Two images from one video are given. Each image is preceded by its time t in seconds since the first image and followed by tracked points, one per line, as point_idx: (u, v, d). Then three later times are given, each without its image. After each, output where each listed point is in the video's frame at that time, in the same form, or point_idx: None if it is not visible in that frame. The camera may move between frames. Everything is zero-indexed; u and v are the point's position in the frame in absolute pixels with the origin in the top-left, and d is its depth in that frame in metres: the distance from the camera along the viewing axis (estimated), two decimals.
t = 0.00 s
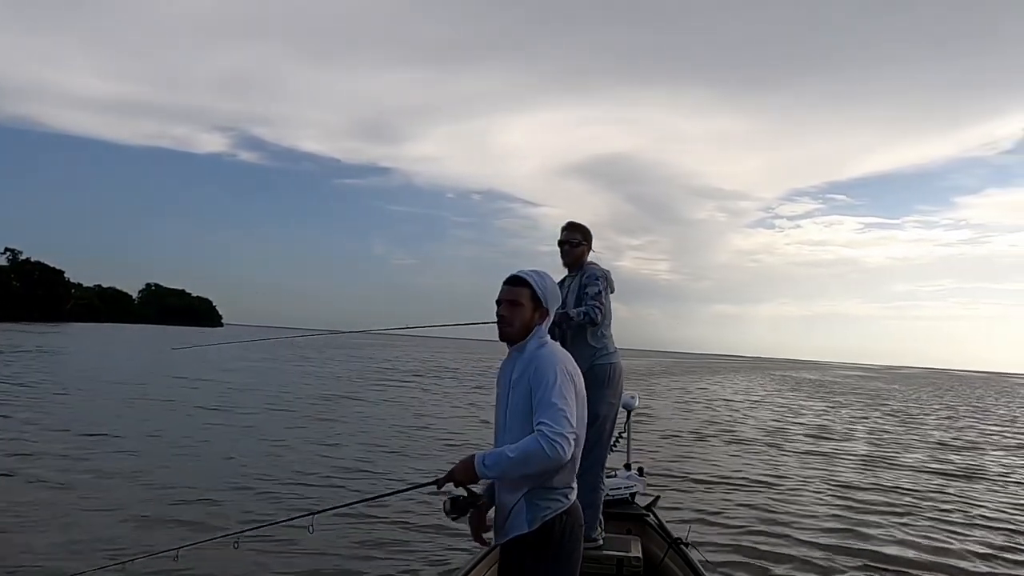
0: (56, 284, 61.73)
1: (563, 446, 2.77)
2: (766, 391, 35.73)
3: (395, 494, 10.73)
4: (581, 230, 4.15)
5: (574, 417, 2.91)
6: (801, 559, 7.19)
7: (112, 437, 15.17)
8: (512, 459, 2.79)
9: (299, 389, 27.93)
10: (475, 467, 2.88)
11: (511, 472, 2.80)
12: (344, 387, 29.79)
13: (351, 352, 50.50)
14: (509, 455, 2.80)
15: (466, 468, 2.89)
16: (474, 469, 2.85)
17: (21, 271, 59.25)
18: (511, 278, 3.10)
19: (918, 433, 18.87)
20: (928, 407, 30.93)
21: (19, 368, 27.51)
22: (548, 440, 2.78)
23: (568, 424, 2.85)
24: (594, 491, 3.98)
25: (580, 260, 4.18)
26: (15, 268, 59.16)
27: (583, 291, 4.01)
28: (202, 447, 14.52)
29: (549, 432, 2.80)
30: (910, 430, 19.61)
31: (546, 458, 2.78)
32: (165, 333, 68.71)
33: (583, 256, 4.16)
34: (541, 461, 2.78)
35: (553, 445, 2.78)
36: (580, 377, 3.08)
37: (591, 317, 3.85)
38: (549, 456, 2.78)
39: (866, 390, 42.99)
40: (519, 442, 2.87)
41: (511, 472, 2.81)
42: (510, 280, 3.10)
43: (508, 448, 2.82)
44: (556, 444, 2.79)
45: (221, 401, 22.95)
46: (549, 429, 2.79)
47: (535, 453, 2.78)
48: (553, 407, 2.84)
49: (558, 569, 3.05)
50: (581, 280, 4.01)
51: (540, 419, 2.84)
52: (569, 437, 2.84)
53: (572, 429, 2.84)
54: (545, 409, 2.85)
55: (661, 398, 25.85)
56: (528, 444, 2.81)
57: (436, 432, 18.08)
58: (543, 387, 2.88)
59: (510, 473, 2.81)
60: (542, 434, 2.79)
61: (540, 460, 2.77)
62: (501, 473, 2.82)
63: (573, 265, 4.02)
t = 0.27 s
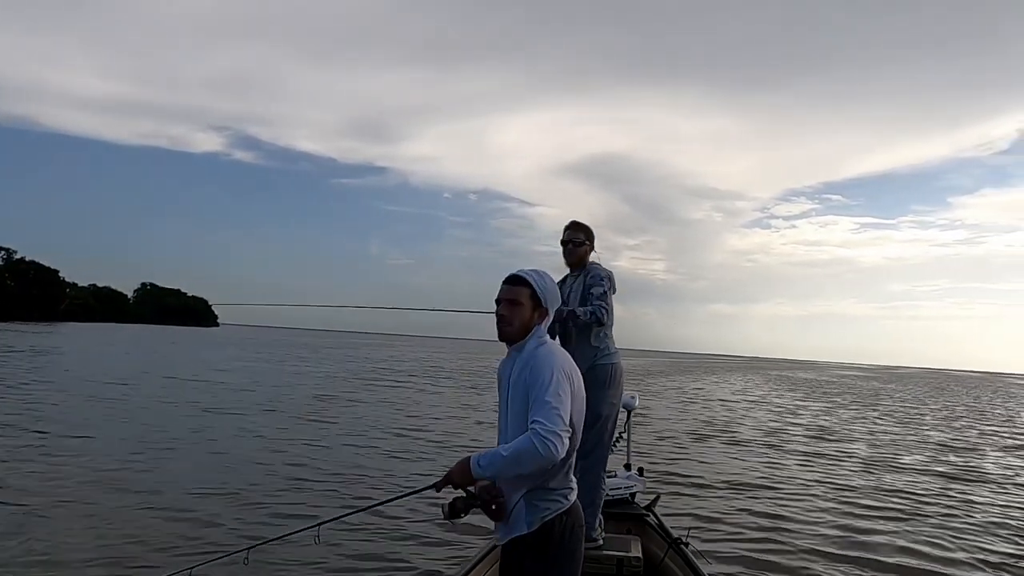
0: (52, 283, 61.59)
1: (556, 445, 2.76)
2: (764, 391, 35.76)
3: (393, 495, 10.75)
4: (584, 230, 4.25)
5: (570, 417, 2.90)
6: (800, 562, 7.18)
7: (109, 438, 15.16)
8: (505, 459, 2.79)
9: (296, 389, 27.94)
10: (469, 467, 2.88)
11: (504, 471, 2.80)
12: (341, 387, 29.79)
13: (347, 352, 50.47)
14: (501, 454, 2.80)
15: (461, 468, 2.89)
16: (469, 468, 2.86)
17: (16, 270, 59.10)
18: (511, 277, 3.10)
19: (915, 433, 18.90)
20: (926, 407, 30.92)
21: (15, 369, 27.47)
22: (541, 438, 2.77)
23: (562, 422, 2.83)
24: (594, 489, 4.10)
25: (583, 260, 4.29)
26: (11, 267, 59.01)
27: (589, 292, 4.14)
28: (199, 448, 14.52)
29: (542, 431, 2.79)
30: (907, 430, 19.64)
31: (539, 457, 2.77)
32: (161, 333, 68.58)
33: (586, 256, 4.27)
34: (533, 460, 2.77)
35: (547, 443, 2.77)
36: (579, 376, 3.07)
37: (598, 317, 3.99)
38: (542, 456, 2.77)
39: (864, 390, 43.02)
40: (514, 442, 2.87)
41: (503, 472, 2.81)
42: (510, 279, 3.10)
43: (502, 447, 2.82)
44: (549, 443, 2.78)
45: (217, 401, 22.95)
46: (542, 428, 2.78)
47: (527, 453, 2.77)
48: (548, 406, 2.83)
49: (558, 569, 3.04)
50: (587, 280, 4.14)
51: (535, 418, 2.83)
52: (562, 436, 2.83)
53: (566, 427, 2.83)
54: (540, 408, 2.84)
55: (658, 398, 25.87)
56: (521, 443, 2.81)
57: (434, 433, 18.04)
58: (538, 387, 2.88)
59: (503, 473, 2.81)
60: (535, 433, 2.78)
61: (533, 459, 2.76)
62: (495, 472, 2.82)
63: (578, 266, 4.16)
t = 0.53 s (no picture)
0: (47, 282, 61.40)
1: (561, 449, 2.77)
2: (760, 391, 35.81)
3: (391, 495, 10.76)
4: (589, 231, 4.38)
5: (573, 420, 2.90)
6: (798, 561, 7.20)
7: (105, 437, 15.13)
8: (508, 461, 2.79)
9: (292, 388, 27.91)
10: (471, 469, 2.88)
11: (509, 473, 2.80)
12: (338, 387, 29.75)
13: (344, 352, 50.42)
14: (505, 457, 2.80)
15: (463, 469, 2.88)
16: (471, 470, 2.85)
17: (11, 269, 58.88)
18: (512, 276, 3.10)
19: (911, 433, 18.94)
20: (922, 407, 30.97)
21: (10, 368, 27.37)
22: (546, 442, 2.77)
23: (566, 425, 2.84)
24: (593, 488, 4.20)
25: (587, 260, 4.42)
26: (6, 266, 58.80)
27: (595, 293, 4.30)
28: (197, 447, 14.51)
29: (548, 434, 2.79)
30: (903, 430, 19.68)
31: (544, 460, 2.77)
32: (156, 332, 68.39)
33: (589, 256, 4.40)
34: (537, 463, 2.77)
35: (551, 446, 2.78)
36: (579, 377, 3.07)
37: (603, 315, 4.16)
38: (547, 459, 2.78)
39: (861, 390, 43.07)
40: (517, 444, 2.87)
41: (507, 474, 2.81)
42: (511, 279, 3.10)
43: (506, 450, 2.82)
44: (554, 446, 2.78)
45: (214, 401, 22.92)
46: (547, 431, 2.78)
47: (532, 456, 2.77)
48: (552, 409, 2.83)
49: (556, 571, 3.04)
50: (593, 281, 4.32)
51: (539, 421, 2.83)
52: (567, 440, 2.83)
53: (571, 431, 2.83)
54: (543, 411, 2.84)
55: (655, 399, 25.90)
56: (526, 446, 2.81)
57: (431, 433, 18.03)
58: (542, 389, 2.88)
59: (506, 475, 2.81)
60: (540, 436, 2.78)
61: (537, 462, 2.77)
62: (498, 475, 2.82)
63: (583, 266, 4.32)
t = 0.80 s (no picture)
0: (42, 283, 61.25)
1: (562, 449, 2.75)
2: (758, 391, 35.80)
3: (389, 496, 10.75)
4: (588, 231, 4.38)
5: (573, 419, 2.89)
6: (795, 560, 7.19)
7: (101, 440, 15.11)
8: (509, 462, 2.77)
9: (289, 390, 27.88)
10: (470, 470, 2.85)
11: (510, 474, 2.78)
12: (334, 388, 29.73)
13: (340, 354, 50.35)
14: (505, 458, 2.78)
15: (461, 470, 2.86)
16: (470, 471, 2.83)
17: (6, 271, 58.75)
18: (504, 276, 3.09)
19: (909, 432, 18.93)
20: (920, 407, 30.95)
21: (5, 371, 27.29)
22: (547, 442, 2.75)
23: (566, 426, 2.82)
24: (593, 490, 4.18)
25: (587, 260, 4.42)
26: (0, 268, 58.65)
27: (597, 293, 4.30)
28: (193, 449, 14.49)
29: (548, 435, 2.78)
30: (901, 430, 19.67)
31: (544, 461, 2.75)
32: (152, 334, 68.24)
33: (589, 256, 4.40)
34: (538, 463, 2.75)
35: (552, 446, 2.76)
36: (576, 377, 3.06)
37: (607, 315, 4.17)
38: (549, 460, 2.76)
39: (858, 389, 43.07)
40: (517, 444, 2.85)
41: (507, 475, 2.79)
42: (503, 279, 3.08)
43: (505, 451, 2.80)
44: (555, 446, 2.77)
45: (211, 403, 22.90)
46: (548, 431, 2.76)
47: (533, 456, 2.75)
48: (551, 409, 2.81)
49: (558, 571, 3.02)
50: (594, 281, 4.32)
51: (539, 421, 2.81)
52: (567, 440, 2.82)
53: (571, 430, 2.82)
54: (543, 410, 2.82)
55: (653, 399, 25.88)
56: (527, 446, 2.79)
57: (428, 435, 18.01)
58: (539, 389, 2.86)
59: (506, 476, 2.79)
60: (541, 437, 2.76)
61: (538, 462, 2.75)
62: (499, 475, 2.80)
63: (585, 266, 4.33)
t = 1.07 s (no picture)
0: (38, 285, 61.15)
1: (561, 448, 2.76)
2: (756, 390, 35.83)
3: (387, 497, 10.77)
4: (587, 231, 4.40)
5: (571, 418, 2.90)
6: (792, 560, 7.21)
7: (99, 441, 15.11)
8: (508, 463, 2.77)
9: (287, 391, 27.88)
10: (468, 471, 2.85)
11: (510, 474, 2.78)
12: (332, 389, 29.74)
13: (338, 355, 50.36)
14: (504, 458, 2.78)
15: (460, 472, 2.86)
16: (469, 473, 2.83)
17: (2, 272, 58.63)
18: (497, 277, 3.09)
19: (906, 432, 18.96)
20: (917, 405, 31.01)
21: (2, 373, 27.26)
22: (546, 442, 2.76)
23: (565, 424, 2.83)
24: (593, 491, 4.19)
25: (587, 260, 4.44)
26: None
27: (596, 293, 4.32)
28: (191, 451, 14.51)
29: (548, 434, 2.78)
30: (899, 429, 19.70)
31: (544, 460, 2.76)
32: (149, 335, 68.14)
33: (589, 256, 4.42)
34: (538, 462, 2.76)
35: (551, 446, 2.77)
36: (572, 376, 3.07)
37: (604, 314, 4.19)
38: (548, 459, 2.77)
39: (856, 388, 43.10)
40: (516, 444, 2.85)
41: (507, 475, 2.79)
42: (495, 280, 3.09)
43: (504, 451, 2.80)
44: (554, 446, 2.77)
45: (208, 404, 22.90)
46: (547, 431, 2.77)
47: (532, 456, 2.75)
48: (549, 407, 2.82)
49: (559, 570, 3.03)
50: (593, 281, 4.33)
51: (537, 421, 2.81)
52: (567, 439, 2.82)
53: (569, 430, 2.83)
54: (541, 410, 2.83)
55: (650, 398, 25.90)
56: (526, 446, 2.79)
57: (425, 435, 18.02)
58: (537, 388, 2.87)
59: (506, 477, 2.79)
60: (540, 436, 2.77)
61: (538, 462, 2.75)
62: (498, 476, 2.80)
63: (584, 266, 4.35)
